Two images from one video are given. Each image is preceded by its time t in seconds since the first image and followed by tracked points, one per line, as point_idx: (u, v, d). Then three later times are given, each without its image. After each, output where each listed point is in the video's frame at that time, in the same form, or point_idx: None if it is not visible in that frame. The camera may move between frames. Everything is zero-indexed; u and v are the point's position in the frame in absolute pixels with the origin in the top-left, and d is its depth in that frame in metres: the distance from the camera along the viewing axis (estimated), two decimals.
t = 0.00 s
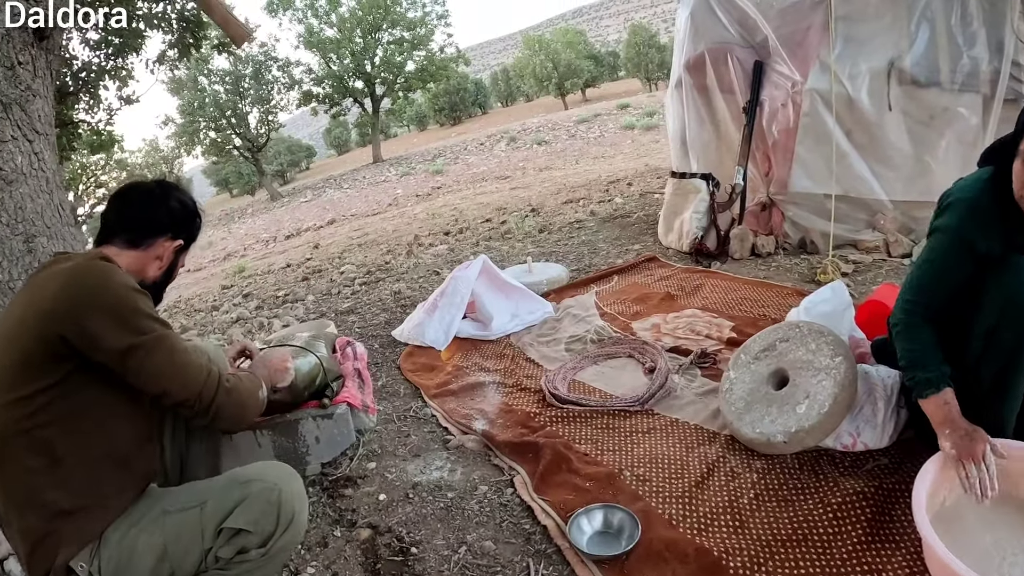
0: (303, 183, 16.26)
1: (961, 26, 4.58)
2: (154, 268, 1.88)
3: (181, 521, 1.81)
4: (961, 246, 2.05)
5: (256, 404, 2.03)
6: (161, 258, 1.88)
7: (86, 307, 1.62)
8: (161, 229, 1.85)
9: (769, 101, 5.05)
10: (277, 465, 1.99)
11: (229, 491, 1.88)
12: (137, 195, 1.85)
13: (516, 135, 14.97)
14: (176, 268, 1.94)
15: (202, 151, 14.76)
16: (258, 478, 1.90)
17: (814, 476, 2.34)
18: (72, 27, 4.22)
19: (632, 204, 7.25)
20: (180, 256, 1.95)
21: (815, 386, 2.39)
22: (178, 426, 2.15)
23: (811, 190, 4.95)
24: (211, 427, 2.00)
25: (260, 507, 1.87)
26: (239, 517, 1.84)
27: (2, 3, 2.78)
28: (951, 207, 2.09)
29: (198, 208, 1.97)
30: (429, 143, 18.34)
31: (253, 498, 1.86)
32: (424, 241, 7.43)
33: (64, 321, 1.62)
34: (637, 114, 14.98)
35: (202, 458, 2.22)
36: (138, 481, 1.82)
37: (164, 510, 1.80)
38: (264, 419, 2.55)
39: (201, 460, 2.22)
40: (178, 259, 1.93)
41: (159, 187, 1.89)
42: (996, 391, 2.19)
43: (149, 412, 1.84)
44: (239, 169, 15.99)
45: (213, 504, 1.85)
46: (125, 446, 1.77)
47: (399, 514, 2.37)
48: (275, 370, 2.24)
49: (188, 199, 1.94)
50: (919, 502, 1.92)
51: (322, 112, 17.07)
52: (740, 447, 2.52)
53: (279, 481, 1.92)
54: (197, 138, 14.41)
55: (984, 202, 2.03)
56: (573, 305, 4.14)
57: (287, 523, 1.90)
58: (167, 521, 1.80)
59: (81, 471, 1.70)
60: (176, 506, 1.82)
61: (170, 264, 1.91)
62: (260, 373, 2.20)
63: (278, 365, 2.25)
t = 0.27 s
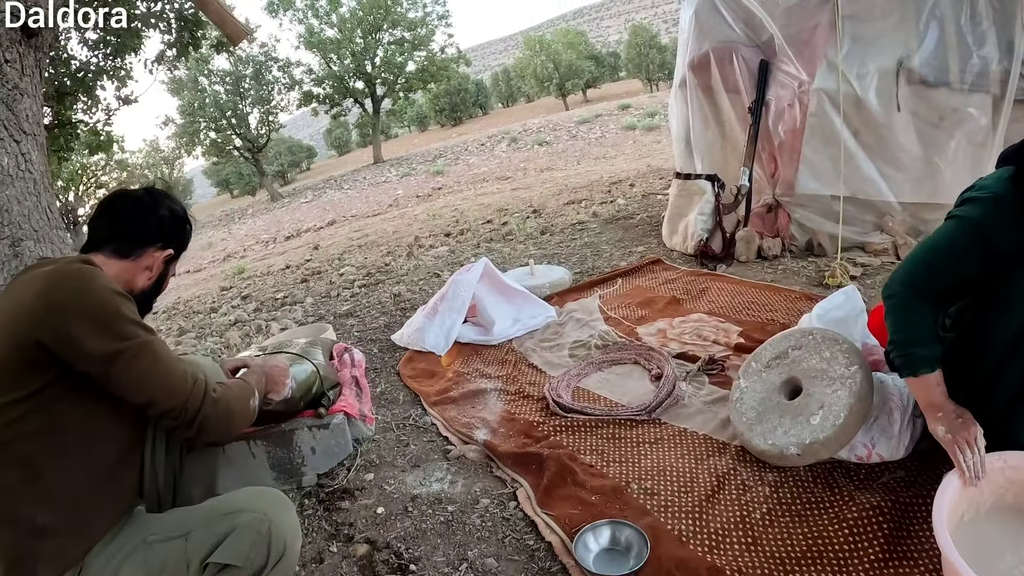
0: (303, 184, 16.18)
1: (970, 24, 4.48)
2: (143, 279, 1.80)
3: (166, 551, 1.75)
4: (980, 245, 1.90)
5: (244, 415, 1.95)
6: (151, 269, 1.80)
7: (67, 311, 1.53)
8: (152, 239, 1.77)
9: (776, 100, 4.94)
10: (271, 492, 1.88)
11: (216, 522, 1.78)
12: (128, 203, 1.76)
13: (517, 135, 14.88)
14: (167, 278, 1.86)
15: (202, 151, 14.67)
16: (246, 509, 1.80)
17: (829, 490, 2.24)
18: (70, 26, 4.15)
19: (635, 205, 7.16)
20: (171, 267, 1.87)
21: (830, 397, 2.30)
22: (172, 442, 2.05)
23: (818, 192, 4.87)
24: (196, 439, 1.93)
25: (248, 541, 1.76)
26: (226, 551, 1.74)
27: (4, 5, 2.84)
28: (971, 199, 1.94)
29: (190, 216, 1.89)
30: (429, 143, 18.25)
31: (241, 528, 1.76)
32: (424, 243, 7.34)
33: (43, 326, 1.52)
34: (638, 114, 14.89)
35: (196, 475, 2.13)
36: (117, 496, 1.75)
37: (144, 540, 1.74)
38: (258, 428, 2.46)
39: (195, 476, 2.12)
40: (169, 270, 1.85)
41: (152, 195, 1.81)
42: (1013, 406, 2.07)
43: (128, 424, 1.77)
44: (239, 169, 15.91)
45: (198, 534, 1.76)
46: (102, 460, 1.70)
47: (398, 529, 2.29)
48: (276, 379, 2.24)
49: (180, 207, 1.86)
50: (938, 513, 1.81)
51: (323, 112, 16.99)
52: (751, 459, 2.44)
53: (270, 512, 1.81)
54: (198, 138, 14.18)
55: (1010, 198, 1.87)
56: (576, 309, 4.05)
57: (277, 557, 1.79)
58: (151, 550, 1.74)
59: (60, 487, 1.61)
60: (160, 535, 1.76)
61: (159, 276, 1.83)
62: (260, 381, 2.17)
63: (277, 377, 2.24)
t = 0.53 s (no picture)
0: (303, 184, 16.12)
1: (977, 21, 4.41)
2: (134, 279, 1.72)
3: (152, 564, 1.67)
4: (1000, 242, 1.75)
5: (242, 412, 1.89)
6: (142, 268, 1.73)
7: (53, 309, 1.47)
8: (141, 237, 1.70)
9: (780, 99, 4.87)
10: (264, 505, 1.82)
11: (203, 536, 1.71)
12: (116, 201, 1.69)
13: (518, 136, 14.82)
14: (159, 277, 1.79)
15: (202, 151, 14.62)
16: (237, 522, 1.73)
17: (839, 497, 2.17)
18: (69, 26, 4.10)
19: (638, 205, 7.09)
20: (162, 265, 1.79)
21: (841, 401, 2.23)
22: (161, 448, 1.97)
23: (823, 191, 4.80)
24: (191, 438, 1.88)
25: (238, 555, 1.70)
26: (213, 566, 1.67)
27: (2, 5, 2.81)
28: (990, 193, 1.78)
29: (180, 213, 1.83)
30: (430, 144, 18.20)
31: (230, 543, 1.69)
32: (424, 243, 7.28)
33: (26, 325, 1.46)
34: (639, 115, 14.83)
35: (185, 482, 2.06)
36: (104, 503, 1.68)
37: (131, 552, 1.67)
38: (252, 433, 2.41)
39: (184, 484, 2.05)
40: (160, 268, 1.78)
41: (140, 193, 1.74)
42: None
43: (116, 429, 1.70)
44: (239, 169, 15.86)
45: (186, 547, 1.70)
46: (89, 466, 1.64)
47: (395, 537, 2.22)
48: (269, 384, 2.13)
49: (169, 203, 1.79)
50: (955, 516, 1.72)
51: (323, 112, 16.93)
52: (759, 464, 2.37)
53: (261, 525, 1.75)
54: (198, 138, 14.22)
55: None
56: (578, 310, 3.98)
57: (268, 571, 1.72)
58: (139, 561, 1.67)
59: (43, 494, 1.54)
60: (146, 548, 1.69)
61: (150, 275, 1.76)
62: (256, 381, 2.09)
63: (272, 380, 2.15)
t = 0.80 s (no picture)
0: (304, 184, 16.09)
1: (981, 18, 4.36)
2: (117, 255, 1.68)
3: (147, 564, 1.62)
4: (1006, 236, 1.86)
5: (241, 404, 1.87)
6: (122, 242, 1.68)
7: (47, 305, 1.44)
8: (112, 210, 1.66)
9: (782, 97, 4.84)
10: (261, 505, 1.78)
11: (198, 535, 1.67)
12: (85, 186, 1.67)
13: (518, 136, 14.79)
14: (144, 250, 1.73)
15: (202, 152, 14.60)
16: (234, 521, 1.69)
17: (846, 498, 2.14)
18: (69, 25, 4.07)
19: (639, 204, 7.06)
20: (147, 239, 1.73)
21: (846, 400, 2.20)
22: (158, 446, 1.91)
23: (825, 190, 4.77)
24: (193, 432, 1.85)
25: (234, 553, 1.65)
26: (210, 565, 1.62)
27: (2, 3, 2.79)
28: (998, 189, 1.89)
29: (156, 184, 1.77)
30: (431, 144, 18.17)
31: (227, 541, 1.64)
32: (425, 243, 7.25)
33: (20, 324, 1.42)
34: (640, 115, 14.79)
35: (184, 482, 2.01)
36: (100, 504, 1.65)
37: (126, 551, 1.63)
38: (250, 433, 2.40)
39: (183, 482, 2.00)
40: (142, 240, 1.72)
41: (109, 173, 1.70)
42: None
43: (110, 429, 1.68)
44: (240, 169, 15.85)
45: (181, 546, 1.65)
46: (85, 466, 1.61)
47: (394, 539, 2.18)
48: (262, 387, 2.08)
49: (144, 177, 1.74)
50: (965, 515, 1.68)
51: (323, 112, 16.90)
52: (763, 465, 2.34)
53: (258, 523, 1.71)
54: (198, 138, 14.21)
55: None
56: (579, 309, 3.95)
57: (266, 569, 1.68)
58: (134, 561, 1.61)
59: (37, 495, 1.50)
60: (141, 547, 1.64)
61: (135, 249, 1.71)
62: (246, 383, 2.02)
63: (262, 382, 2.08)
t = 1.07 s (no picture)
0: (304, 184, 16.08)
1: (982, 17, 4.33)
2: (107, 241, 1.67)
3: (143, 559, 1.61)
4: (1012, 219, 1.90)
5: (230, 426, 1.80)
6: (111, 227, 1.67)
7: (41, 308, 1.42)
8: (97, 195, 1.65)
9: (783, 97, 4.86)
10: (259, 501, 1.76)
11: (195, 530, 1.66)
12: (67, 178, 1.66)
13: (518, 136, 14.78)
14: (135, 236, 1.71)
15: (203, 152, 14.59)
16: (231, 515, 1.67)
17: (849, 498, 2.12)
18: (69, 25, 4.06)
19: (639, 204, 7.04)
20: (137, 224, 1.72)
21: (849, 400, 2.19)
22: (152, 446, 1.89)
23: (825, 189, 4.75)
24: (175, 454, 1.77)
25: (231, 550, 1.63)
26: (206, 561, 1.61)
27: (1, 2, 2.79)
28: (1001, 177, 1.96)
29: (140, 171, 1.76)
30: (431, 144, 18.16)
31: (223, 536, 1.63)
32: (425, 243, 7.24)
33: (13, 327, 1.41)
34: (640, 115, 14.78)
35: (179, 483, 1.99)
36: (97, 504, 1.64)
37: (125, 547, 1.62)
38: (248, 433, 2.39)
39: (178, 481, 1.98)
40: (133, 225, 1.70)
41: (92, 163, 1.69)
42: None
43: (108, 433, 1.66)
44: (240, 169, 15.84)
45: (179, 541, 1.64)
46: (83, 468, 1.60)
47: (394, 540, 2.17)
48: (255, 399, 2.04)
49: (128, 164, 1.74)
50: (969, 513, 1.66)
51: (323, 112, 16.88)
52: (765, 466, 2.32)
53: (255, 519, 1.69)
54: (198, 138, 14.21)
55: None
56: (580, 309, 3.93)
57: (263, 566, 1.66)
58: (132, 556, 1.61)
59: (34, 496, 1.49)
60: (139, 542, 1.63)
61: (124, 235, 1.69)
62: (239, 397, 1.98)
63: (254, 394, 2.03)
